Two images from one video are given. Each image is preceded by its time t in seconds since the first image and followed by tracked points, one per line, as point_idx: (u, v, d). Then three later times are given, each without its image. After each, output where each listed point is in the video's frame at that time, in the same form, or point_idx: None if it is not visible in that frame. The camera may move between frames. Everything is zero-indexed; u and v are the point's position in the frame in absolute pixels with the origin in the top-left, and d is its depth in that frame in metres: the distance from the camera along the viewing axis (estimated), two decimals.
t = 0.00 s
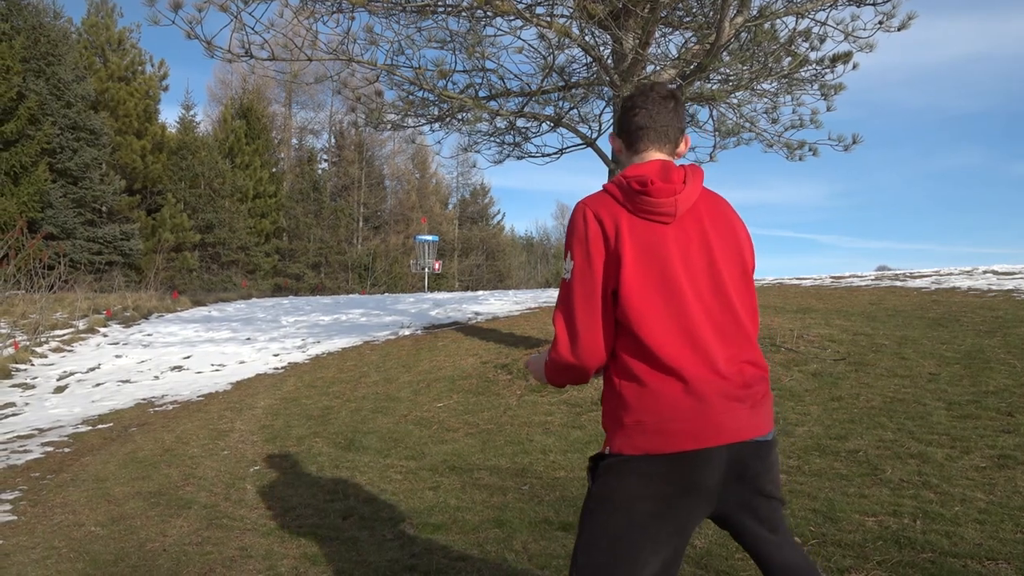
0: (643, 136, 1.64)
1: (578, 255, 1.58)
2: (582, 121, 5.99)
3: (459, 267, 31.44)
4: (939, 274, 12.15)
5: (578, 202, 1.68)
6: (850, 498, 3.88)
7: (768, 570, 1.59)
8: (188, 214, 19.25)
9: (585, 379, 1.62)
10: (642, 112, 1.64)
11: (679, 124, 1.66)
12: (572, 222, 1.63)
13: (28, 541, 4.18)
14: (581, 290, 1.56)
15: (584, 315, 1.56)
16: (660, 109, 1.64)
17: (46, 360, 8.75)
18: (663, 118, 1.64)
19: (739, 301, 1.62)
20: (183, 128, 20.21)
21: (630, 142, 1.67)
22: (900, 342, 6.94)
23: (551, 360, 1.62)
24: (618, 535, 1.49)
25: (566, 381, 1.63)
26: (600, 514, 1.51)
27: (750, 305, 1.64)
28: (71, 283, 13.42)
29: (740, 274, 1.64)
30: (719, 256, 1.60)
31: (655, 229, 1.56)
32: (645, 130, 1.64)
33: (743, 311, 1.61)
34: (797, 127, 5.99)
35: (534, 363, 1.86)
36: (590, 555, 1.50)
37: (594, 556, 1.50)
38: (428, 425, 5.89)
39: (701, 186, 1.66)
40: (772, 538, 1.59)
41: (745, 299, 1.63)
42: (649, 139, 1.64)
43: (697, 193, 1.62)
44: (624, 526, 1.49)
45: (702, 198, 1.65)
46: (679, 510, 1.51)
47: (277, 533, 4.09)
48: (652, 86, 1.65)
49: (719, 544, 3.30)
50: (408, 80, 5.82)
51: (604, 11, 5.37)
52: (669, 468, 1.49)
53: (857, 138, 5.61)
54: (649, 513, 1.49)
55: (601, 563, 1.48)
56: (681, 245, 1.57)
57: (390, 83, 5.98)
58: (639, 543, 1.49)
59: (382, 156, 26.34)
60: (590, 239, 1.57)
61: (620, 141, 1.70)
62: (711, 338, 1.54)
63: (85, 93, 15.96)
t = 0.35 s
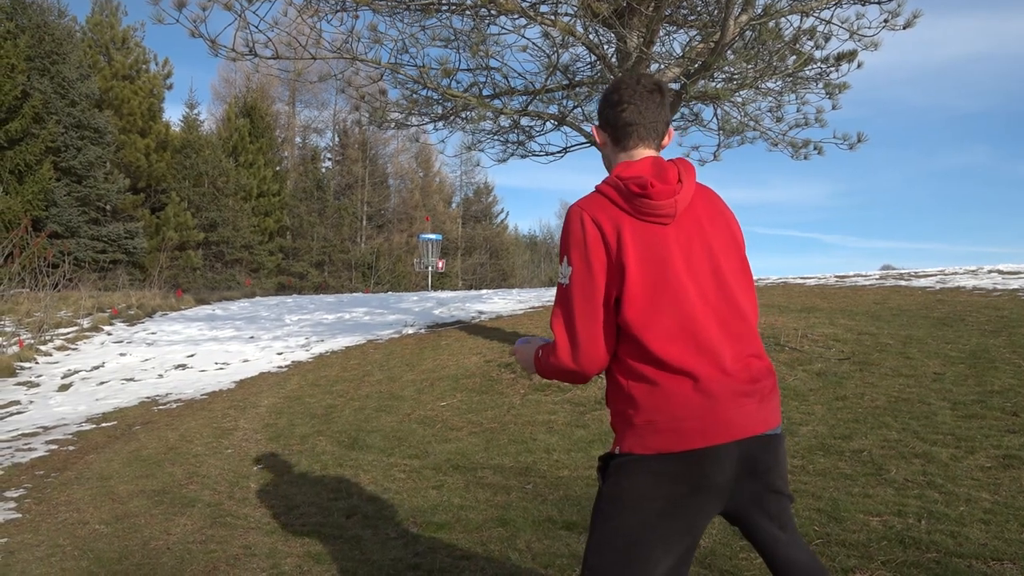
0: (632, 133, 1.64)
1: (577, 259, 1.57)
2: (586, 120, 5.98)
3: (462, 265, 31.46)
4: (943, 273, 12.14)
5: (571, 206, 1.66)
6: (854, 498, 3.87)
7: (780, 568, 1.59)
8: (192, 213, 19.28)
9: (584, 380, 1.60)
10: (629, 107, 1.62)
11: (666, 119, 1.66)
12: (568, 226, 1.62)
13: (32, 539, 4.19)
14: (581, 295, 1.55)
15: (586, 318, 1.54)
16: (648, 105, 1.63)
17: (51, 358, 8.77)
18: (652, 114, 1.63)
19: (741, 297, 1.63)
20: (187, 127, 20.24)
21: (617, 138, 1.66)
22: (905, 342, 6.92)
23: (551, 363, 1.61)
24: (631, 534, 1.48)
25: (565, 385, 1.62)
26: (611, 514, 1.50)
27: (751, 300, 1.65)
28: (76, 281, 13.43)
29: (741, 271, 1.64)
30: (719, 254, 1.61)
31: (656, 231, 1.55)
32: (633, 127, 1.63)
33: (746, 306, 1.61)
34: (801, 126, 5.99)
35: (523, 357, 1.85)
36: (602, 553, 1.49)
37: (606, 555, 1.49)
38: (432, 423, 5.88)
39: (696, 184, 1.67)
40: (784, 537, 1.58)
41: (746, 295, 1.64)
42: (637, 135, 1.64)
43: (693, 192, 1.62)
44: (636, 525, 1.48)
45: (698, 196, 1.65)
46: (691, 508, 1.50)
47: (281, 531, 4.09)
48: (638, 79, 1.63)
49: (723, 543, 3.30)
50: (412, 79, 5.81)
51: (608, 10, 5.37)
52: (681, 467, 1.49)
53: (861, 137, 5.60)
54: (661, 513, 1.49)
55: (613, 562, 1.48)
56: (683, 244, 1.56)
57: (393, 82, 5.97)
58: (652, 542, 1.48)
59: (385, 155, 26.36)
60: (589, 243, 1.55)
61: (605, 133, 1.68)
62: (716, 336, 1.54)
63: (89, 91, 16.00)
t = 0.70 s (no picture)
0: (625, 137, 1.64)
1: (571, 264, 1.56)
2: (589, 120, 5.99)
3: (465, 265, 31.49)
4: (945, 273, 12.14)
5: (565, 209, 1.66)
6: (857, 498, 3.87)
7: (780, 568, 1.59)
8: (194, 213, 19.29)
9: (578, 383, 1.61)
10: (622, 110, 1.63)
11: (658, 122, 1.66)
12: (562, 230, 1.61)
13: (35, 538, 4.19)
14: (576, 299, 1.55)
15: (580, 322, 1.54)
16: (641, 107, 1.63)
17: (54, 358, 8.78)
18: (645, 116, 1.63)
19: (737, 298, 1.62)
20: (190, 126, 20.26)
21: (610, 141, 1.67)
22: (907, 342, 6.92)
23: (544, 366, 1.61)
24: (630, 535, 1.48)
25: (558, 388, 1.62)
26: (610, 516, 1.50)
27: (746, 301, 1.64)
28: (79, 281, 13.44)
29: (737, 271, 1.64)
30: (715, 256, 1.60)
31: (652, 234, 1.54)
32: (627, 130, 1.63)
33: (742, 308, 1.61)
34: (804, 125, 5.99)
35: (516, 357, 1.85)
36: (601, 555, 1.49)
37: (605, 556, 1.49)
38: (434, 423, 5.89)
39: (689, 186, 1.66)
40: (784, 536, 1.58)
41: (742, 296, 1.63)
42: (630, 138, 1.64)
43: (686, 194, 1.62)
44: (635, 526, 1.48)
45: (692, 197, 1.65)
46: (691, 509, 1.50)
47: (284, 531, 4.10)
48: (630, 82, 1.64)
49: (726, 543, 3.30)
50: (414, 79, 5.81)
51: (611, 10, 5.35)
52: (680, 469, 1.49)
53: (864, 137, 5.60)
54: (661, 514, 1.49)
55: (613, 564, 1.48)
56: (679, 247, 1.56)
57: (396, 82, 5.97)
58: (651, 543, 1.48)
59: (388, 155, 26.37)
60: (583, 248, 1.55)
61: (598, 136, 1.69)
62: (712, 337, 1.53)
63: (92, 91, 16.03)
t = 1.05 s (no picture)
0: (623, 141, 1.64)
1: (570, 268, 1.56)
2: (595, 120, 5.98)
3: (470, 265, 31.51)
4: (953, 274, 12.11)
5: (564, 213, 1.65)
6: (863, 499, 3.86)
7: (785, 570, 1.59)
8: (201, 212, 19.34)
9: (576, 385, 1.61)
10: (620, 114, 1.63)
11: (657, 126, 1.66)
12: (561, 234, 1.61)
13: (43, 536, 4.21)
14: (575, 303, 1.54)
15: (578, 326, 1.54)
16: (639, 111, 1.63)
17: (61, 356, 8.82)
18: (643, 121, 1.63)
19: (737, 301, 1.62)
20: (196, 126, 20.31)
21: (609, 145, 1.67)
22: (915, 344, 6.90)
23: (540, 369, 1.61)
24: (633, 540, 1.49)
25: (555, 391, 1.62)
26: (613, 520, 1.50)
27: (746, 303, 1.64)
28: (86, 280, 13.48)
29: (737, 274, 1.64)
30: (716, 260, 1.60)
31: (653, 238, 1.54)
32: (625, 134, 1.63)
33: (742, 311, 1.61)
34: (811, 126, 5.99)
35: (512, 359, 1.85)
36: (604, 559, 1.50)
37: (609, 559, 1.50)
38: (439, 423, 5.89)
39: (688, 190, 1.66)
40: (788, 539, 1.58)
41: (743, 299, 1.63)
42: (629, 143, 1.64)
43: (686, 198, 1.62)
44: (637, 531, 1.49)
45: (692, 201, 1.65)
46: (694, 513, 1.51)
47: (290, 530, 4.11)
48: (628, 86, 1.64)
49: (732, 544, 3.30)
50: (420, 78, 5.82)
51: (618, 10, 5.33)
52: (683, 474, 1.49)
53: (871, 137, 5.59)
54: (664, 519, 1.49)
55: (616, 568, 1.48)
56: (680, 251, 1.56)
57: (402, 82, 5.98)
58: (655, 548, 1.48)
59: (394, 155, 26.40)
60: (583, 252, 1.55)
61: (597, 139, 1.69)
62: (714, 340, 1.53)
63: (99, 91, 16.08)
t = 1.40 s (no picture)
0: (632, 141, 1.64)
1: (581, 270, 1.56)
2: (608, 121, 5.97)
3: (481, 266, 31.54)
4: (969, 276, 12.03)
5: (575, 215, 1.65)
6: (877, 502, 3.84)
7: (798, 571, 1.58)
8: (213, 212, 19.44)
9: (585, 385, 1.61)
10: (629, 114, 1.62)
11: (666, 125, 1.65)
12: (572, 236, 1.61)
13: (57, 534, 4.24)
14: (584, 304, 1.55)
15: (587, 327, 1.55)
16: (648, 111, 1.63)
17: (75, 355, 8.89)
18: (652, 120, 1.63)
19: (749, 301, 1.61)
20: (209, 127, 20.41)
21: (618, 145, 1.66)
22: (929, 346, 6.85)
23: (548, 368, 1.62)
24: (645, 540, 1.48)
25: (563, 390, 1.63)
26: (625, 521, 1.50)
27: (758, 303, 1.63)
28: (99, 279, 13.58)
29: (748, 275, 1.63)
30: (728, 261, 1.59)
31: (664, 239, 1.54)
32: (634, 134, 1.63)
33: (754, 312, 1.60)
34: (824, 126, 5.95)
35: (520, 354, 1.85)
36: (617, 559, 1.50)
37: (622, 560, 1.50)
38: (451, 423, 5.90)
39: (700, 191, 1.66)
40: (802, 541, 1.57)
41: (755, 299, 1.62)
42: (638, 142, 1.64)
43: (697, 198, 1.61)
44: (650, 531, 1.48)
45: (703, 202, 1.64)
46: (706, 513, 1.50)
47: (303, 529, 4.12)
48: (637, 86, 1.63)
49: (744, 546, 3.28)
50: (433, 79, 5.83)
51: (630, 10, 5.29)
52: (695, 475, 1.48)
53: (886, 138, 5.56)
54: (676, 519, 1.49)
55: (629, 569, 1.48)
56: (691, 251, 1.55)
57: (414, 82, 5.98)
58: (667, 548, 1.48)
59: (405, 155, 26.45)
60: (593, 254, 1.55)
61: (605, 139, 1.68)
62: (725, 341, 1.53)
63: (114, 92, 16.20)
